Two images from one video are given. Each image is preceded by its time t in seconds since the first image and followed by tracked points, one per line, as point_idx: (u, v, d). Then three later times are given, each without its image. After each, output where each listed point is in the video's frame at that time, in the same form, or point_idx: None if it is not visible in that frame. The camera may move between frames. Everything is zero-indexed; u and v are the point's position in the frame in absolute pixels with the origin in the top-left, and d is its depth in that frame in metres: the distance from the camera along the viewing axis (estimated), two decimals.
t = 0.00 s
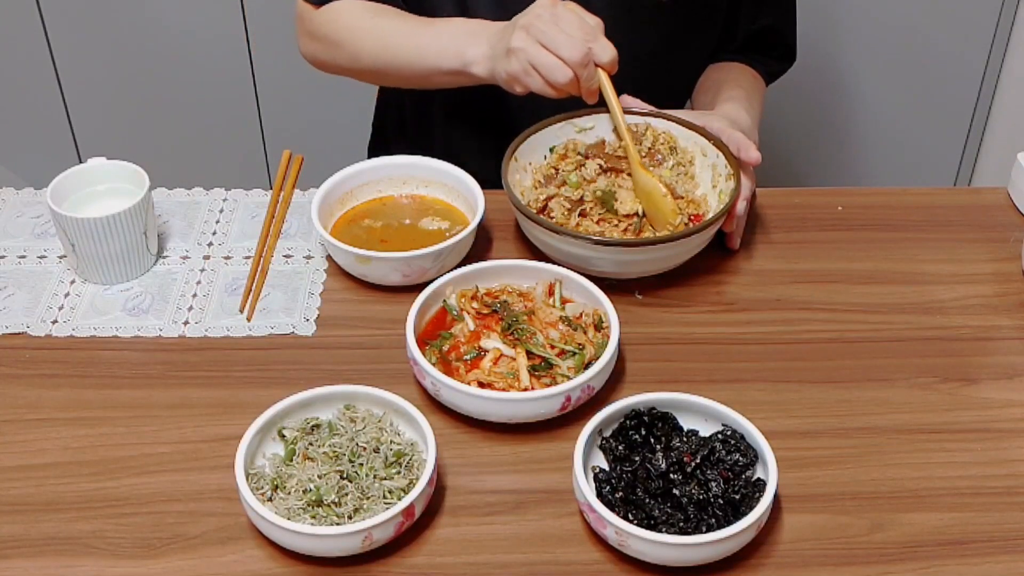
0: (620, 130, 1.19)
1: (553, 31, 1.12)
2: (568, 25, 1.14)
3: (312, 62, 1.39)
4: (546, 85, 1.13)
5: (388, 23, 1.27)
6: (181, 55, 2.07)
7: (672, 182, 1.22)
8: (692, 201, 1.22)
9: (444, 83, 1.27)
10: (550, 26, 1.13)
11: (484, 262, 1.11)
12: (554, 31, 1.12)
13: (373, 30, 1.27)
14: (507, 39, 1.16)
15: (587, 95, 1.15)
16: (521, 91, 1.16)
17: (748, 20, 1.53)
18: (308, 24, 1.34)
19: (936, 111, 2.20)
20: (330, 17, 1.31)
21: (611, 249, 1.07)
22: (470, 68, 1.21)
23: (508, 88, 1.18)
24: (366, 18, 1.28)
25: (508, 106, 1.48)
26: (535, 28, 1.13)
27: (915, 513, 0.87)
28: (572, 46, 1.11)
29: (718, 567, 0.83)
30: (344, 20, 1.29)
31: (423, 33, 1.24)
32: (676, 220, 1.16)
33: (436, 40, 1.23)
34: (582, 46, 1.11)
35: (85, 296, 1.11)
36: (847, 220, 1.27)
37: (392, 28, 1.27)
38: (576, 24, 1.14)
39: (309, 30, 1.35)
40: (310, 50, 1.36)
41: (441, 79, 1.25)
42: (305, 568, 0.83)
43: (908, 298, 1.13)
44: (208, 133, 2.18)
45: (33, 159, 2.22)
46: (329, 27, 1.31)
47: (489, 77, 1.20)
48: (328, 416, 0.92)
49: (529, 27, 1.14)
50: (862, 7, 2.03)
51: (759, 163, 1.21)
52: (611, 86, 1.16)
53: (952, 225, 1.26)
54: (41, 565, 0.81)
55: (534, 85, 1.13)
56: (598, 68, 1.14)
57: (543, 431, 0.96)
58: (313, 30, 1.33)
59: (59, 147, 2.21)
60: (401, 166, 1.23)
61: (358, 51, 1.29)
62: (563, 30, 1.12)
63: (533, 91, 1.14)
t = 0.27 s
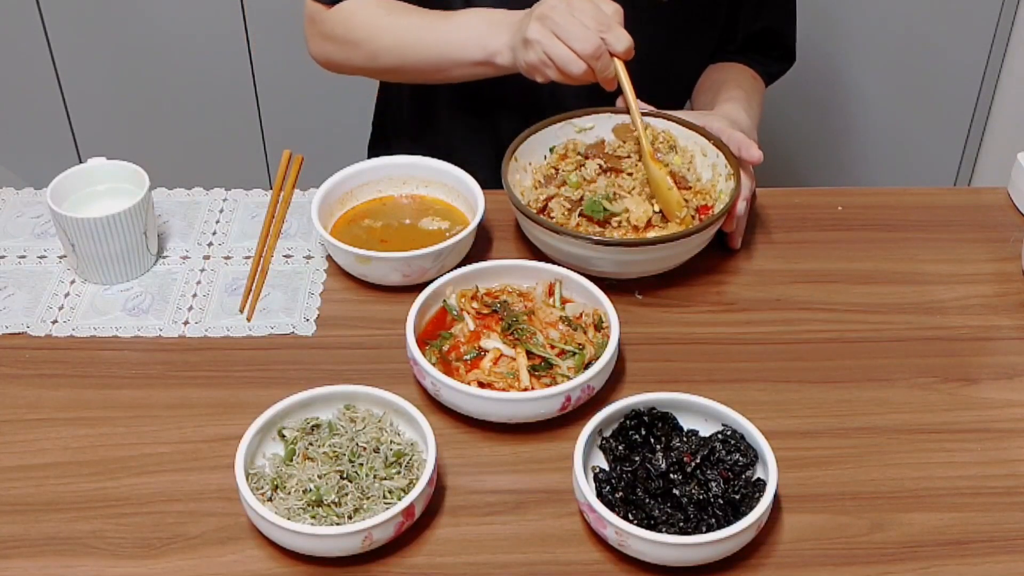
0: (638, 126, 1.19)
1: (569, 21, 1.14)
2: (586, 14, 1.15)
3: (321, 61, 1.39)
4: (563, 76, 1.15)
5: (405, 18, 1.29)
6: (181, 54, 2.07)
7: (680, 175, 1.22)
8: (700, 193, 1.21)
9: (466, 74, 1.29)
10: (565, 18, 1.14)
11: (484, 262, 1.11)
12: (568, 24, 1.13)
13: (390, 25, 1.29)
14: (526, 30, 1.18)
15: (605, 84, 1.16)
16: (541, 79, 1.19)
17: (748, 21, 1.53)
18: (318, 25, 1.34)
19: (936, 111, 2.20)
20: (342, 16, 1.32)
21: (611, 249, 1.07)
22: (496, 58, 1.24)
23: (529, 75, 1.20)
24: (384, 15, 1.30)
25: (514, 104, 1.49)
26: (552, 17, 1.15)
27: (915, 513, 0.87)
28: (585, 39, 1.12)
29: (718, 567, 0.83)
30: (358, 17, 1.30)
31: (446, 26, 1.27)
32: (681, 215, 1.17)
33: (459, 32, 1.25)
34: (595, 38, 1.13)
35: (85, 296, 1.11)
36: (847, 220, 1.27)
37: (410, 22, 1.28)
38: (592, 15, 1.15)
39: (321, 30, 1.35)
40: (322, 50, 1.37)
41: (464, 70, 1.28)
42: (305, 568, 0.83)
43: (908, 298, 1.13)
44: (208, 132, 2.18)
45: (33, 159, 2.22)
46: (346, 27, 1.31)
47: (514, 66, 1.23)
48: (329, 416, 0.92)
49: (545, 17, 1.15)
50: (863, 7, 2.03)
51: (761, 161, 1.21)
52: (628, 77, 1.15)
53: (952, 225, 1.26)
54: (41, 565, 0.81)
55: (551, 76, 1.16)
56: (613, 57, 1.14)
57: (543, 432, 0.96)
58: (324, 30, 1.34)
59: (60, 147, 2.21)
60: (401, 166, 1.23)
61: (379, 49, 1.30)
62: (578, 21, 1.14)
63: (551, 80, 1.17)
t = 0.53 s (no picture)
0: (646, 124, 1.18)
1: (577, 16, 1.14)
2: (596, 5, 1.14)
3: (331, 62, 1.39)
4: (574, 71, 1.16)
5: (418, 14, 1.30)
6: (181, 54, 2.07)
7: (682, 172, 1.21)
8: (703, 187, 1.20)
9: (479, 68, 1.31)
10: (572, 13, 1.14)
11: (484, 262, 1.11)
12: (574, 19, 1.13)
13: (403, 22, 1.30)
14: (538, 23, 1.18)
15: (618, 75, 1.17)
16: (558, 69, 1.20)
17: (749, 21, 1.53)
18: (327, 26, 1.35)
19: (936, 111, 2.20)
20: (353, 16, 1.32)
21: (612, 249, 1.07)
22: (510, 51, 1.26)
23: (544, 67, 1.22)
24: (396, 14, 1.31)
25: (515, 104, 1.49)
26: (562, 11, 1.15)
27: (915, 513, 0.87)
28: (589, 34, 1.12)
29: (717, 567, 0.83)
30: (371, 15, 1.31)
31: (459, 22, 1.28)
32: (686, 208, 1.17)
33: (473, 27, 1.27)
34: (601, 34, 1.13)
35: (85, 296, 1.11)
36: (847, 220, 1.27)
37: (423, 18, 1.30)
38: (600, 7, 1.14)
39: (330, 31, 1.35)
40: (331, 50, 1.37)
41: (478, 64, 1.29)
42: (305, 568, 0.83)
43: (908, 298, 1.13)
44: (208, 132, 2.18)
45: (33, 159, 2.22)
46: (358, 26, 1.32)
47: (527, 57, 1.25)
48: (329, 416, 0.92)
49: (554, 12, 1.16)
50: (863, 7, 2.03)
51: (764, 160, 1.21)
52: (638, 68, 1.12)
53: (952, 225, 1.26)
54: (42, 565, 0.81)
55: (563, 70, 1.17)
56: (623, 50, 1.13)
57: (543, 431, 0.96)
58: (335, 30, 1.34)
59: (60, 147, 2.21)
60: (401, 166, 1.23)
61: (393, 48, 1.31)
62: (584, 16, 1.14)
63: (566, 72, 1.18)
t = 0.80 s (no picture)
0: (652, 122, 1.19)
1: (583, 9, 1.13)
2: None
3: (337, 62, 1.39)
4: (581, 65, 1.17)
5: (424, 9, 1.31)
6: (181, 54, 2.07)
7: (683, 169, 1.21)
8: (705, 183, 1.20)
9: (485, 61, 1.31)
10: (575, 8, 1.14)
11: (484, 262, 1.11)
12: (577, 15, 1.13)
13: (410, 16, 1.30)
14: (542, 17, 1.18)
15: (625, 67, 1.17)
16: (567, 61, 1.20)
17: (749, 20, 1.53)
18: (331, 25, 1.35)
19: (936, 110, 2.20)
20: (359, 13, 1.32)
21: (612, 249, 1.07)
22: (516, 43, 1.26)
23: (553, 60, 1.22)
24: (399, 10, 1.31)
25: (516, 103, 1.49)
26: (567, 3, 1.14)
27: (915, 513, 0.87)
28: (593, 31, 1.12)
29: (717, 566, 0.83)
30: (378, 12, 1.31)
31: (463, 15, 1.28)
32: (687, 203, 1.17)
33: (478, 20, 1.27)
34: (605, 29, 1.12)
35: (85, 296, 1.11)
36: (847, 220, 1.27)
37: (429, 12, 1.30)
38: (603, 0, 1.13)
39: (335, 31, 1.35)
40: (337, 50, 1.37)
41: (485, 56, 1.30)
42: (305, 568, 0.83)
43: (908, 298, 1.13)
44: (208, 132, 2.18)
45: (33, 159, 2.22)
46: (362, 24, 1.32)
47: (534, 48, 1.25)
48: (329, 416, 0.92)
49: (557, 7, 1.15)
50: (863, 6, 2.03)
51: (765, 160, 1.20)
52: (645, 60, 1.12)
53: (952, 225, 1.26)
54: (42, 565, 0.81)
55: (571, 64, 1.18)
56: (629, 44, 1.13)
57: (543, 432, 0.96)
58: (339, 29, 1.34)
59: (60, 147, 2.21)
60: (401, 165, 1.23)
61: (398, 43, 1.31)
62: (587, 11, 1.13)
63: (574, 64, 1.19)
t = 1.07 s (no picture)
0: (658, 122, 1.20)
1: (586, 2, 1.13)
2: None
3: (343, 63, 1.40)
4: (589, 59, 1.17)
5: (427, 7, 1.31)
6: (181, 54, 2.07)
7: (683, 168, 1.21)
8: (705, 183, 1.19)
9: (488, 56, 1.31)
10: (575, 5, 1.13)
11: (484, 262, 1.11)
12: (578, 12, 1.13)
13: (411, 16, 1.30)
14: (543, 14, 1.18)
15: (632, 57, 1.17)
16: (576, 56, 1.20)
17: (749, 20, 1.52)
18: (337, 25, 1.35)
19: (936, 110, 2.20)
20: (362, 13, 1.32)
21: (612, 249, 1.07)
22: (518, 37, 1.26)
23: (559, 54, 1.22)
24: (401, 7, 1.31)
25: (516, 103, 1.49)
26: None
27: (915, 513, 0.87)
28: (596, 28, 1.12)
29: (717, 567, 0.83)
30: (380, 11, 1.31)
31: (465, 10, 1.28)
32: (687, 198, 1.17)
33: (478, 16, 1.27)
34: (608, 24, 1.12)
35: (85, 296, 1.11)
36: (847, 220, 1.27)
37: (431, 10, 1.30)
38: None
39: (340, 32, 1.36)
40: (343, 51, 1.37)
41: (487, 52, 1.29)
42: (305, 568, 0.83)
43: (908, 297, 1.13)
44: (208, 132, 2.18)
45: (33, 159, 2.22)
46: (363, 22, 1.32)
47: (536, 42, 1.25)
48: (329, 416, 0.92)
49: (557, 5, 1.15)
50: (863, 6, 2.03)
51: (767, 159, 1.21)
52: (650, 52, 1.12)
53: (952, 225, 1.26)
54: (42, 565, 0.81)
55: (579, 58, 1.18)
56: (633, 35, 1.13)
57: (543, 431, 0.96)
58: (343, 29, 1.35)
59: (60, 147, 2.21)
60: (401, 165, 1.23)
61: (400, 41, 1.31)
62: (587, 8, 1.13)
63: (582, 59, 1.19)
